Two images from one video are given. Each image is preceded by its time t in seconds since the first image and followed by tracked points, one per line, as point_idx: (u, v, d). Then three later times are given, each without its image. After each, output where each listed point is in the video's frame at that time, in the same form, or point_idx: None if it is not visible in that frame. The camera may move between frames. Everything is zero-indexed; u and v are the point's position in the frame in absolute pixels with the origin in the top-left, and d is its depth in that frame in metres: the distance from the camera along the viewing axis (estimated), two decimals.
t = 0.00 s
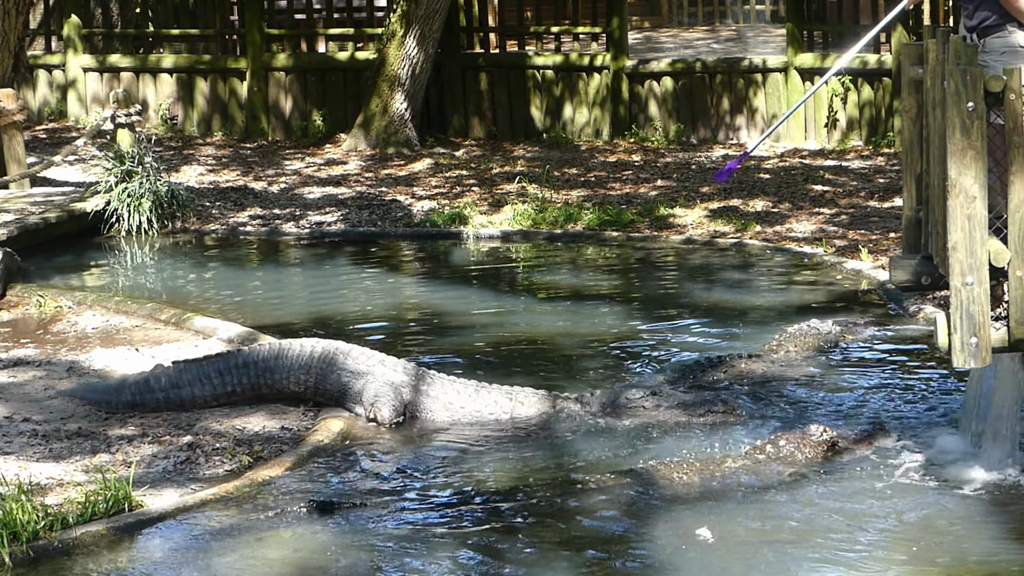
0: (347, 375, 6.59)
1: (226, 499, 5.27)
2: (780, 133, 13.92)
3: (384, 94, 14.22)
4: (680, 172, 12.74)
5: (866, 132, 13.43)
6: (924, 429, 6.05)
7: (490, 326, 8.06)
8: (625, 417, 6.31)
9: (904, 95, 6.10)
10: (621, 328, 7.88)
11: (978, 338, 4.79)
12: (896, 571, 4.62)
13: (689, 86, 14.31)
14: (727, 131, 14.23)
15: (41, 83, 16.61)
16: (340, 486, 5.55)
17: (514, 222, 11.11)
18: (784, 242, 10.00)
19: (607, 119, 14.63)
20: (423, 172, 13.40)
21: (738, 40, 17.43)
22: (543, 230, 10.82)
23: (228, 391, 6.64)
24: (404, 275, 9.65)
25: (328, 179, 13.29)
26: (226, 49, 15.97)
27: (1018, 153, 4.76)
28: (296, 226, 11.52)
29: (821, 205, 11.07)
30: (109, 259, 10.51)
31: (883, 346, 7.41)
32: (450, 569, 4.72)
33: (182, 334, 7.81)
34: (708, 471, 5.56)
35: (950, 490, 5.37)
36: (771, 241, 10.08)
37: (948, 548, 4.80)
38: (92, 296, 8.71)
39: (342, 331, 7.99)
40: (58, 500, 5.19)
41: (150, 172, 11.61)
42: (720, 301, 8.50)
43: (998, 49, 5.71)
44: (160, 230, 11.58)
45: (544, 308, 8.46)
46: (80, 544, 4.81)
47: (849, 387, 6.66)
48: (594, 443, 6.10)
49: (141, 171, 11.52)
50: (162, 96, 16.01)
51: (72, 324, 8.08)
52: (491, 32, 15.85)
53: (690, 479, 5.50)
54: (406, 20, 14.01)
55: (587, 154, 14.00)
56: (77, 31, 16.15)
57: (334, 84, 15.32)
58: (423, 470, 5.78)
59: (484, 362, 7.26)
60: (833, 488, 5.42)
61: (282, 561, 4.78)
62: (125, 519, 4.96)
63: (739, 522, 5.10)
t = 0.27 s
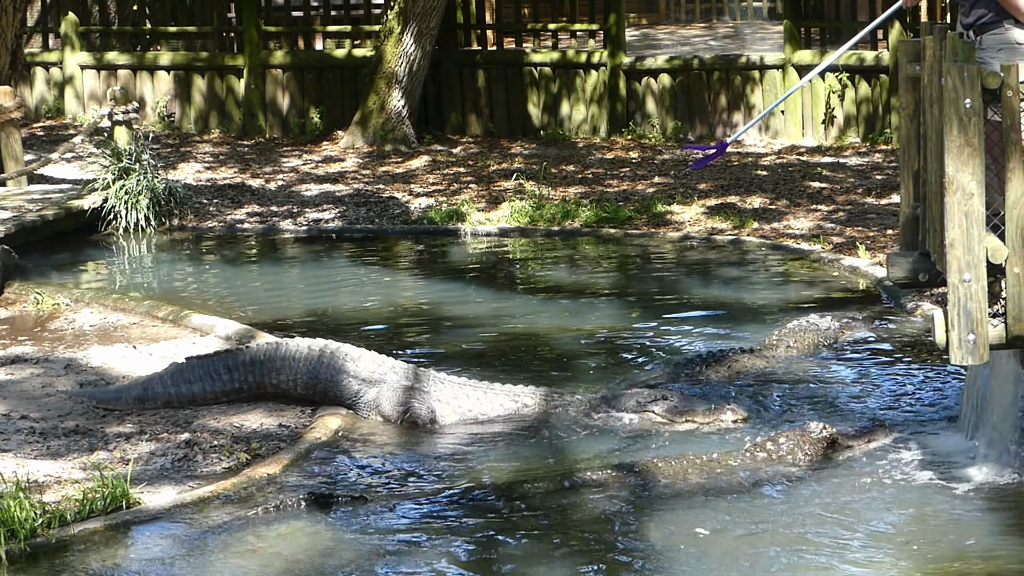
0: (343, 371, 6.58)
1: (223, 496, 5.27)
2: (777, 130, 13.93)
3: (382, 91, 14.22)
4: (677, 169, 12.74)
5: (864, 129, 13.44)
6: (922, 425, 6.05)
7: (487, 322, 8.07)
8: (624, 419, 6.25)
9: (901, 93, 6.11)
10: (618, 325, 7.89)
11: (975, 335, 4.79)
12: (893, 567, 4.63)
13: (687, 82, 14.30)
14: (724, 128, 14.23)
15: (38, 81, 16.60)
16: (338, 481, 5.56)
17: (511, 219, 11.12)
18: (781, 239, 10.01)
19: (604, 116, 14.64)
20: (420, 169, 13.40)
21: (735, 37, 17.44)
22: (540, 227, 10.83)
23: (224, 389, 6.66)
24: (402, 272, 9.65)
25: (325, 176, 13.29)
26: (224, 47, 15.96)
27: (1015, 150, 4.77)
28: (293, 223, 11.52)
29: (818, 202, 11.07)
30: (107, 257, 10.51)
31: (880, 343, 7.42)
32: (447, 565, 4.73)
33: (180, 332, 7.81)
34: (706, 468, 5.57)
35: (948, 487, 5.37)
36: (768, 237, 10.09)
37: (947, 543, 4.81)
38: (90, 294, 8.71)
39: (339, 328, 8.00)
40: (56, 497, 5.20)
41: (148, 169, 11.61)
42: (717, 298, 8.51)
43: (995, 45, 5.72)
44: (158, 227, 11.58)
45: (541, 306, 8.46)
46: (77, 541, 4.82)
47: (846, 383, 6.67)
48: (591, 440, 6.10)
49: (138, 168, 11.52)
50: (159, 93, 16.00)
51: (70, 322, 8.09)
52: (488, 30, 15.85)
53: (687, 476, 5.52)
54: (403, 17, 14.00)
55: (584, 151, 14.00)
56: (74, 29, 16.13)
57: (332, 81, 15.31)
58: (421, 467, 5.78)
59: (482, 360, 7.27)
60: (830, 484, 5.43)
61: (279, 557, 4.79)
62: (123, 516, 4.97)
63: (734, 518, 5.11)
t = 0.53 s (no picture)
0: (344, 372, 6.59)
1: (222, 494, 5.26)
2: (775, 128, 13.94)
3: (380, 89, 14.22)
4: (675, 167, 12.75)
5: (862, 127, 13.45)
6: (920, 423, 6.05)
7: (486, 320, 8.08)
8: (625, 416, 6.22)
9: (899, 90, 6.11)
10: (617, 323, 7.89)
11: (974, 333, 4.81)
12: (891, 564, 4.64)
13: (685, 80, 14.27)
14: (722, 125, 14.24)
15: (37, 79, 16.60)
16: (337, 479, 5.56)
17: (510, 217, 11.12)
18: (779, 236, 10.01)
19: (602, 114, 14.65)
20: (419, 167, 13.41)
21: (733, 35, 17.44)
22: (539, 224, 10.83)
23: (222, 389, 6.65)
24: (401, 270, 9.66)
25: (324, 174, 13.29)
26: (222, 45, 15.96)
27: (1013, 147, 4.78)
28: (292, 221, 11.52)
29: (817, 199, 11.08)
30: (106, 256, 10.51)
31: (878, 339, 7.43)
32: (446, 564, 4.73)
33: (179, 330, 7.82)
34: (704, 466, 5.58)
35: (946, 484, 5.38)
36: (767, 235, 10.10)
37: (945, 540, 4.83)
38: (88, 292, 8.71)
39: (338, 326, 8.01)
40: (55, 496, 5.20)
41: (146, 168, 11.60)
42: (715, 295, 8.51)
43: (993, 43, 5.72)
44: (156, 225, 11.58)
45: (540, 304, 8.47)
46: (76, 540, 4.80)
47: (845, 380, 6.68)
48: (589, 438, 6.11)
49: (136, 167, 11.52)
50: (158, 92, 16.00)
51: (68, 320, 8.09)
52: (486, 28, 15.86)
53: (686, 474, 5.52)
54: (401, 15, 14.00)
55: (583, 149, 14.00)
56: (72, 28, 16.13)
57: (330, 79, 15.30)
58: (421, 465, 5.79)
59: (481, 357, 7.27)
60: (829, 481, 5.44)
61: (278, 557, 4.79)
62: (122, 514, 4.96)
63: (733, 515, 5.12)
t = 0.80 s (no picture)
0: (343, 373, 6.61)
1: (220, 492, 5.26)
2: (774, 126, 13.94)
3: (378, 88, 14.23)
4: (674, 166, 12.75)
5: (860, 125, 13.45)
6: (920, 422, 6.05)
7: (485, 319, 8.08)
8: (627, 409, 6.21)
9: (898, 89, 6.10)
10: (615, 322, 7.90)
11: (972, 331, 4.81)
12: (889, 563, 4.65)
13: (683, 79, 14.26)
14: (721, 124, 14.24)
15: (35, 78, 16.59)
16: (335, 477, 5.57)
17: (508, 215, 11.12)
18: (778, 235, 10.01)
19: (601, 113, 14.66)
20: (417, 166, 13.41)
21: (732, 33, 17.44)
22: (538, 223, 10.84)
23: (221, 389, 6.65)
24: (399, 269, 9.66)
25: (322, 173, 13.29)
26: (221, 44, 15.95)
27: (1011, 146, 4.78)
28: (290, 220, 11.52)
29: (815, 198, 11.08)
30: (104, 254, 10.51)
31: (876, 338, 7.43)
32: (444, 563, 4.73)
33: (177, 329, 7.82)
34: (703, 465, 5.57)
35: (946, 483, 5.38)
36: (766, 234, 10.10)
37: (943, 540, 4.83)
38: (87, 291, 8.71)
39: (337, 325, 8.01)
40: (53, 495, 5.20)
41: (144, 166, 11.60)
42: (714, 294, 8.52)
43: (992, 41, 5.72)
44: (155, 224, 11.58)
45: (539, 302, 8.47)
46: (75, 539, 4.80)
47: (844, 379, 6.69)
48: (588, 438, 6.11)
49: (135, 165, 11.52)
50: (156, 90, 16.00)
51: (67, 319, 8.09)
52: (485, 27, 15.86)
53: (684, 474, 5.53)
54: (399, 14, 13.99)
55: (581, 147, 14.01)
56: (71, 26, 16.13)
57: (329, 78, 15.30)
58: (419, 464, 5.79)
59: (480, 356, 7.27)
60: (827, 480, 5.44)
61: (277, 556, 4.79)
62: (120, 513, 4.96)
63: (731, 514, 5.13)
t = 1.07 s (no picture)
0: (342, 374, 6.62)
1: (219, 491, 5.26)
2: (773, 125, 13.94)
3: (377, 86, 14.23)
4: (672, 164, 12.76)
5: (859, 123, 13.45)
6: (919, 420, 6.06)
7: (483, 317, 8.09)
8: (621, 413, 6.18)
9: (896, 87, 6.11)
10: (614, 320, 7.90)
11: (971, 329, 4.82)
12: (887, 561, 4.65)
13: (682, 77, 14.25)
14: (719, 122, 14.23)
15: (34, 76, 16.59)
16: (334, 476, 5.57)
17: (507, 214, 11.12)
18: (776, 233, 10.02)
19: (600, 111, 14.67)
20: (416, 164, 13.41)
21: (730, 31, 17.45)
22: (536, 221, 10.84)
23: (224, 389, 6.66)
24: (398, 267, 9.66)
25: (321, 171, 13.30)
26: (220, 42, 15.95)
27: (1010, 145, 4.78)
28: (289, 218, 11.52)
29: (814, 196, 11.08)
30: (102, 253, 10.51)
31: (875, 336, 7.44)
32: (442, 561, 4.73)
33: (176, 327, 7.82)
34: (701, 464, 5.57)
35: (944, 481, 5.39)
36: (764, 232, 10.11)
37: (941, 538, 4.84)
38: (86, 289, 8.71)
39: (335, 324, 8.02)
40: (53, 493, 5.21)
41: (143, 165, 11.60)
42: (712, 292, 8.53)
43: (991, 39, 5.72)
44: (154, 222, 11.58)
45: (537, 300, 8.48)
46: (74, 537, 4.81)
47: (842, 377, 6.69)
48: (587, 435, 6.12)
49: (134, 163, 11.52)
50: (155, 88, 16.00)
51: (66, 318, 8.09)
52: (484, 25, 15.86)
53: (683, 472, 5.53)
54: (398, 12, 13.99)
55: (580, 145, 14.01)
56: (69, 25, 16.14)
57: (328, 76, 15.31)
58: (418, 463, 5.79)
59: (479, 355, 7.28)
60: (826, 478, 5.45)
61: (275, 554, 4.79)
62: (119, 512, 4.96)
63: (730, 512, 5.13)
